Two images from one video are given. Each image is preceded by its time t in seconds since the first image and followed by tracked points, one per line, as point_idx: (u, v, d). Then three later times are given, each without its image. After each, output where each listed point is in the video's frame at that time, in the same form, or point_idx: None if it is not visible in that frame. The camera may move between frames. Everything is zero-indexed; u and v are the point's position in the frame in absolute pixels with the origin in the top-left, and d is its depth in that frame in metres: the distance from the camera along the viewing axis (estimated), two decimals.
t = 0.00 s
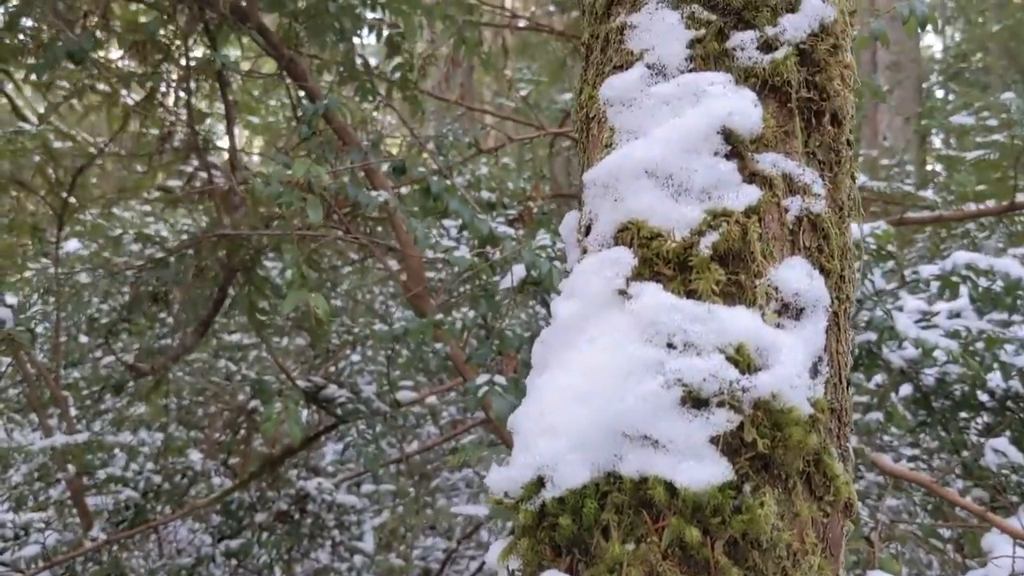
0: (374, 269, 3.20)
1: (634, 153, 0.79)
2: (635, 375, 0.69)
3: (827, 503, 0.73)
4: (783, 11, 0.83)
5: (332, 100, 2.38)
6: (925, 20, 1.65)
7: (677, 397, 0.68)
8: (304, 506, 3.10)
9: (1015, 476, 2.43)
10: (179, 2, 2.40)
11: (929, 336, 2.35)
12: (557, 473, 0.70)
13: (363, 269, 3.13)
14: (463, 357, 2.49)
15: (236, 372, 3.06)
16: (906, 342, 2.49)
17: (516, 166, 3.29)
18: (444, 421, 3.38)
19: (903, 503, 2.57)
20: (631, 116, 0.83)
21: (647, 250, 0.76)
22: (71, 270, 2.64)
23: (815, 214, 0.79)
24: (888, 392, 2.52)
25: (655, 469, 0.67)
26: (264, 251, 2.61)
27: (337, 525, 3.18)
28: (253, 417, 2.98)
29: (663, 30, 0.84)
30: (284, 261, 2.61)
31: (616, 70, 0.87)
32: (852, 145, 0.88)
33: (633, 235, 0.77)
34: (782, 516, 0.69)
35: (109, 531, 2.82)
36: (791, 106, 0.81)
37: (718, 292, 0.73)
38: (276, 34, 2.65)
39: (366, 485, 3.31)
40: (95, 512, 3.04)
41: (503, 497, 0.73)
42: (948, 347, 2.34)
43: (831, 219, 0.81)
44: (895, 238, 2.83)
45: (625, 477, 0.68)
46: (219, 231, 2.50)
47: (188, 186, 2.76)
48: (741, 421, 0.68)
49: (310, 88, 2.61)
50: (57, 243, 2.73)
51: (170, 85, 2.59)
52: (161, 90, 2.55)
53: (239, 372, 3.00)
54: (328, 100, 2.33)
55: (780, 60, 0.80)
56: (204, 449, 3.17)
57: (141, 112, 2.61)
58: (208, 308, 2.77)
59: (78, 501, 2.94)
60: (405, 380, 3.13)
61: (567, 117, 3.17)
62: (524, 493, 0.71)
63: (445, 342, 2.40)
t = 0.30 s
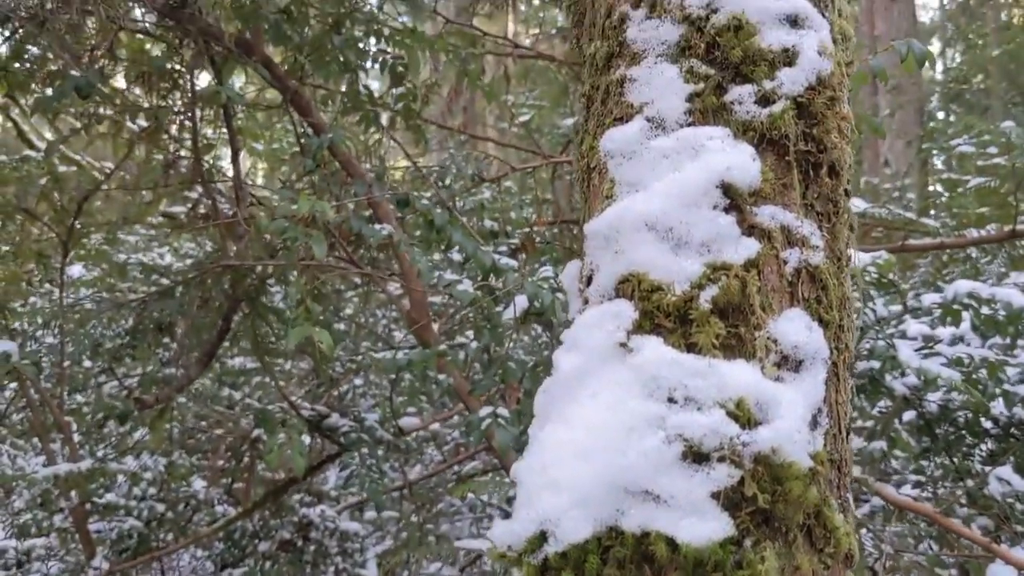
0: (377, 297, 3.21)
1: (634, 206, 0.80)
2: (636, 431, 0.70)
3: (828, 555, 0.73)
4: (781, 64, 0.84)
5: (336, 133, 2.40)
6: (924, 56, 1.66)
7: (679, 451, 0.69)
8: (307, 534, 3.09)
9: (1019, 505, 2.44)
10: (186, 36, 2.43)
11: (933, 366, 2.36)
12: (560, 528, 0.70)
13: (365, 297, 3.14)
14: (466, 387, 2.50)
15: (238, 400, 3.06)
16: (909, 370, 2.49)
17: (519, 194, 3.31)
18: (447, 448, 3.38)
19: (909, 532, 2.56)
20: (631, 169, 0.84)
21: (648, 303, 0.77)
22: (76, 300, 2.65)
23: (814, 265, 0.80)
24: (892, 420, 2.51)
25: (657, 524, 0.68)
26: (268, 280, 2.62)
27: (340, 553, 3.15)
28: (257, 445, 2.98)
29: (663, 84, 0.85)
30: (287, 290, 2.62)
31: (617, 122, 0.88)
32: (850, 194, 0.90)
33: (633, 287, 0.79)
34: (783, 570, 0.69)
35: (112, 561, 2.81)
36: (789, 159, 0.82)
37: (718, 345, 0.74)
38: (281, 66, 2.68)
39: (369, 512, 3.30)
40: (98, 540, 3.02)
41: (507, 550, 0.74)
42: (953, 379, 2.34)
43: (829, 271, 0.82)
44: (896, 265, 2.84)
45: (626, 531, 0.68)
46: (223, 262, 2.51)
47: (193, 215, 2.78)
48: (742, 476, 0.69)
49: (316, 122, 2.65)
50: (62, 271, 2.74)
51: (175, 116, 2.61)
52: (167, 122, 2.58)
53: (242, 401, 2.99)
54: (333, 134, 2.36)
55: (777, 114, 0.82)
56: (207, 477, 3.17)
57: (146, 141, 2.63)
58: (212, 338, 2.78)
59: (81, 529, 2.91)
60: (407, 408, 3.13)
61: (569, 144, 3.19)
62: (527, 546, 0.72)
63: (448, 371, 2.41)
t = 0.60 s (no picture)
0: (379, 318, 3.21)
1: (634, 239, 0.81)
2: (637, 464, 0.71)
3: None
4: (779, 97, 0.85)
5: (339, 156, 2.41)
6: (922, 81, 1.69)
7: (680, 485, 0.69)
8: (309, 556, 3.08)
9: None
10: (189, 61, 2.42)
11: (935, 390, 2.31)
12: (561, 561, 0.70)
13: (367, 318, 3.15)
14: (468, 410, 2.50)
15: (240, 422, 3.05)
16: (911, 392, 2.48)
17: (521, 215, 3.32)
18: (449, 469, 3.37)
19: (913, 554, 2.55)
20: (631, 201, 0.85)
21: (649, 335, 0.78)
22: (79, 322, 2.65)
23: (814, 297, 0.81)
24: (894, 442, 2.50)
25: (657, 558, 0.67)
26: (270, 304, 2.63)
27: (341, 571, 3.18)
28: (258, 467, 2.97)
29: (662, 117, 0.86)
30: (290, 312, 2.63)
31: (617, 155, 0.89)
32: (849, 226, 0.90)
33: (634, 319, 0.79)
34: None
35: None
36: (788, 191, 0.83)
37: (719, 378, 0.75)
38: (284, 89, 2.69)
39: (371, 534, 3.29)
40: (99, 562, 3.01)
41: None
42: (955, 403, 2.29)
43: (829, 302, 0.82)
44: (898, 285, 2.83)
45: (627, 565, 0.68)
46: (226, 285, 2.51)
47: (196, 237, 2.79)
48: (743, 509, 0.69)
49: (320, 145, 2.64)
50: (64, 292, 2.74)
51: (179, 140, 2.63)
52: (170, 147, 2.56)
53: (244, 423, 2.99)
54: (336, 158, 2.37)
55: (776, 147, 0.83)
56: (208, 499, 3.16)
57: (150, 164, 2.64)
58: (214, 360, 2.78)
59: (82, 551, 2.87)
60: (409, 430, 3.12)
61: (571, 165, 3.20)
62: None
63: (450, 394, 2.41)
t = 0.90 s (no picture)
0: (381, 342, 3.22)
1: (634, 281, 0.81)
2: (637, 507, 0.71)
3: None
4: (777, 139, 0.86)
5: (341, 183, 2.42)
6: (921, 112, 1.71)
7: (680, 529, 0.70)
8: None
9: None
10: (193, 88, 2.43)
11: (937, 417, 2.31)
12: None
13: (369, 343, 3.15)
14: (468, 438, 2.51)
15: (241, 446, 3.05)
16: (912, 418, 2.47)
17: (523, 238, 3.33)
18: (450, 493, 3.36)
19: None
20: (631, 242, 0.86)
21: (648, 377, 0.78)
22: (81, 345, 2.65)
23: (812, 339, 0.82)
24: (896, 468, 2.49)
25: None
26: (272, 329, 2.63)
27: None
28: (259, 492, 2.96)
29: (662, 158, 0.87)
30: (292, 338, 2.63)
31: (617, 195, 0.90)
32: (848, 265, 0.91)
33: (634, 360, 0.80)
34: None
35: None
36: (786, 233, 0.84)
37: (718, 421, 0.75)
38: (286, 116, 2.71)
39: (371, 559, 3.28)
40: None
41: None
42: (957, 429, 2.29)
43: (828, 343, 0.83)
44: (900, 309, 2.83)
45: None
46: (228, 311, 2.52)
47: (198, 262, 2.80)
48: (742, 554, 0.70)
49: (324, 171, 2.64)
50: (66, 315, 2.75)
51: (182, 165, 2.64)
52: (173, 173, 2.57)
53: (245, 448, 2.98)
54: (338, 185, 2.39)
55: (774, 190, 0.84)
56: (209, 524, 3.15)
57: (152, 189, 2.65)
58: (216, 386, 2.78)
59: None
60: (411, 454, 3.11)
61: (572, 190, 3.21)
62: None
63: (452, 420, 2.40)
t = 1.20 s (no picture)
0: (382, 365, 3.22)
1: (640, 315, 0.82)
2: (645, 542, 0.71)
3: None
4: (782, 172, 0.87)
5: (345, 208, 2.43)
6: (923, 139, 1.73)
7: (687, 565, 0.69)
8: None
9: None
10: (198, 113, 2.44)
11: (939, 442, 2.31)
12: None
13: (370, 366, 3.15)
14: (471, 462, 2.54)
15: (241, 469, 3.04)
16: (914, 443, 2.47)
17: (525, 260, 3.34)
18: (451, 517, 3.35)
19: None
20: (637, 275, 0.86)
21: (655, 411, 0.78)
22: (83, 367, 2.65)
23: (818, 372, 0.82)
24: (899, 492, 2.49)
25: None
26: (274, 353, 2.63)
27: None
28: (260, 516, 2.95)
29: (667, 192, 0.88)
30: (294, 361, 2.63)
31: (622, 227, 0.91)
32: (852, 297, 0.92)
33: (641, 393, 0.80)
34: None
35: None
36: (791, 266, 0.84)
37: (725, 456, 0.75)
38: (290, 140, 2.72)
39: None
40: None
41: None
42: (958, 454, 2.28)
43: (833, 376, 0.83)
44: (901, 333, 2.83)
45: None
46: (231, 334, 2.52)
47: (200, 283, 2.80)
48: None
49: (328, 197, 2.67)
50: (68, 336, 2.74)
51: (186, 188, 2.65)
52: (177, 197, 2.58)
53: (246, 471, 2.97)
54: (342, 210, 2.40)
55: (779, 223, 0.84)
56: (208, 547, 3.13)
57: (156, 211, 2.65)
58: (218, 409, 2.77)
59: None
60: (412, 478, 3.10)
61: (573, 213, 3.22)
62: None
63: (454, 444, 2.40)
